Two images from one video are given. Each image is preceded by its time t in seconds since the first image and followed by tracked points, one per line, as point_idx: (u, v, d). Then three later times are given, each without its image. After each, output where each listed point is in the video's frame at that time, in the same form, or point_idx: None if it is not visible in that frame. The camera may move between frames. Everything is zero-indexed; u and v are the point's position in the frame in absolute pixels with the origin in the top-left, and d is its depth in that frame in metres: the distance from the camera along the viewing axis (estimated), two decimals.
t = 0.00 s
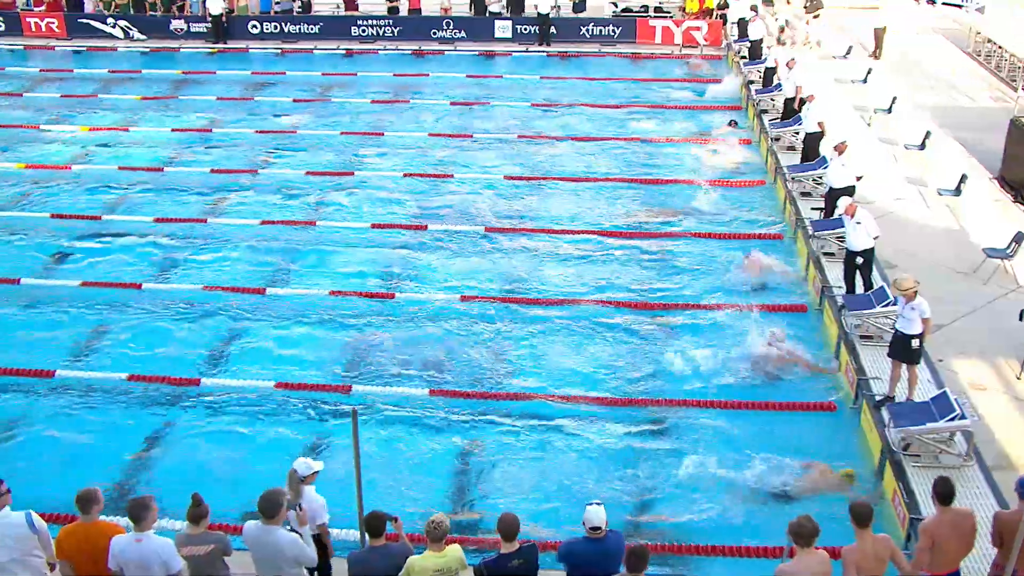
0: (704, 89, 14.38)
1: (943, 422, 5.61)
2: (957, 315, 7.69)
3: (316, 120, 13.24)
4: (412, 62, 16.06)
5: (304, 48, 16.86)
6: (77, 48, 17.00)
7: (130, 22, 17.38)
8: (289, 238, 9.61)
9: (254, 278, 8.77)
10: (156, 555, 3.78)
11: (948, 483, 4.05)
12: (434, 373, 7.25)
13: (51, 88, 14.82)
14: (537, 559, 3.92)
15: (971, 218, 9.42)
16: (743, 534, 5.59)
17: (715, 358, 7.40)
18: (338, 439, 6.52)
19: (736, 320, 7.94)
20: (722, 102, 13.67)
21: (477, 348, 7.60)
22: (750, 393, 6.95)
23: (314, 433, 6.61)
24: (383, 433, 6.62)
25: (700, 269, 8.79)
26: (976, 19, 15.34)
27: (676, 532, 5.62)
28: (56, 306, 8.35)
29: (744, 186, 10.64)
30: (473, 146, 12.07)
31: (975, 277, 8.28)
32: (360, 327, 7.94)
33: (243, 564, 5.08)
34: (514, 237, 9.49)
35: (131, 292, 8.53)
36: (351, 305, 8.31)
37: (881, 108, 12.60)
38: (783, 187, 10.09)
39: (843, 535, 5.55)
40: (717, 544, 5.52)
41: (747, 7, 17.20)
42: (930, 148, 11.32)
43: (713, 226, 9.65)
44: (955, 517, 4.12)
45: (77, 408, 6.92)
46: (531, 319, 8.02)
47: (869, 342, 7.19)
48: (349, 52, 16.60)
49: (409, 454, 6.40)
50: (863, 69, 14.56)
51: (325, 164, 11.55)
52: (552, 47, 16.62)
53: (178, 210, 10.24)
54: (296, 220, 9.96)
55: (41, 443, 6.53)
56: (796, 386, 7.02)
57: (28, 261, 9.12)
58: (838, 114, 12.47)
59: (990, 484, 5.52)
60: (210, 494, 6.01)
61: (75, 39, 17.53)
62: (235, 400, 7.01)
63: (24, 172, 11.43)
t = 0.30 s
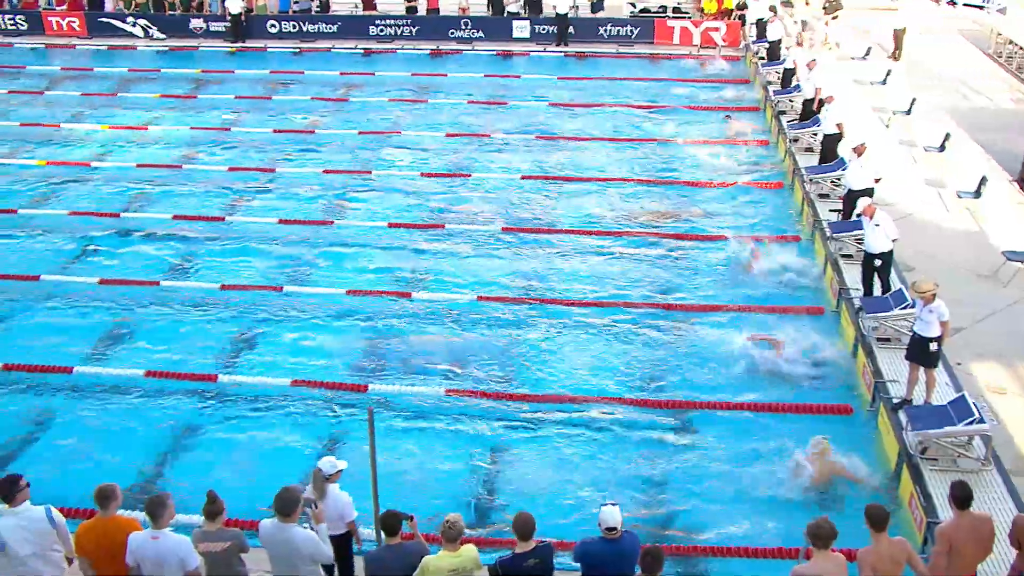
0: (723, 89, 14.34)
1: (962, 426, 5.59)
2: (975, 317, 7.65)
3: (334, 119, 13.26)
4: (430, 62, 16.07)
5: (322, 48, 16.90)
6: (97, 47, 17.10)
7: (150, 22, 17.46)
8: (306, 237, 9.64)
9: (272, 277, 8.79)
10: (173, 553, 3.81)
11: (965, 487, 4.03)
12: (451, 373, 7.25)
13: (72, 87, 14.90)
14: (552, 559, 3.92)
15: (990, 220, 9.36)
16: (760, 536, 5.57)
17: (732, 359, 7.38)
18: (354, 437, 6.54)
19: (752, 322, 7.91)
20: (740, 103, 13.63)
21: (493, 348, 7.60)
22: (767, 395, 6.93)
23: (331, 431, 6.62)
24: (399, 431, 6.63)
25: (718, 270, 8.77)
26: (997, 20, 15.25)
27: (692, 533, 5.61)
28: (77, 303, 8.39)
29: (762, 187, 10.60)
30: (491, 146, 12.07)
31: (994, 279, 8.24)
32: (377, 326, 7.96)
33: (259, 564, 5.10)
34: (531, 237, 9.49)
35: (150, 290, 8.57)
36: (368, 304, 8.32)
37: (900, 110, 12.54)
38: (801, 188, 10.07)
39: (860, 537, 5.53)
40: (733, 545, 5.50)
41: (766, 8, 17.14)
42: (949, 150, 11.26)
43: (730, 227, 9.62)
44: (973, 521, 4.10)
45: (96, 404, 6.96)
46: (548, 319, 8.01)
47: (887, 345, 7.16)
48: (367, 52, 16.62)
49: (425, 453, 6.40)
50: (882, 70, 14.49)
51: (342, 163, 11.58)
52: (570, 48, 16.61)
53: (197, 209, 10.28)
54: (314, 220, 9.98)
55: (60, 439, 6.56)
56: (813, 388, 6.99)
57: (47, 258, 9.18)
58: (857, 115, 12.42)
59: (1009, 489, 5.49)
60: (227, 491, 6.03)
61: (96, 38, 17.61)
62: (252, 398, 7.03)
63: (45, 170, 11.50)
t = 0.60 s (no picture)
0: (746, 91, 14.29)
1: (986, 432, 5.55)
2: (1000, 322, 7.60)
3: (357, 118, 13.30)
4: (453, 62, 16.10)
5: (346, 47, 16.95)
6: (123, 45, 17.23)
7: (175, 21, 17.56)
8: (329, 236, 9.67)
9: (294, 275, 8.83)
10: (194, 549, 3.83)
11: (989, 493, 4.00)
12: (472, 372, 7.26)
13: (98, 85, 15.01)
14: (572, 560, 3.91)
15: (1016, 224, 9.29)
16: (780, 539, 5.55)
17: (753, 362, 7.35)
18: (375, 435, 6.56)
19: (774, 324, 7.88)
20: (764, 105, 13.58)
21: (514, 347, 7.60)
22: (788, 398, 6.90)
23: (353, 429, 6.65)
24: (419, 430, 6.64)
25: (740, 271, 8.75)
26: None
27: (712, 535, 5.60)
28: (101, 299, 8.46)
29: (785, 189, 10.56)
30: (513, 146, 12.07)
31: (1019, 284, 8.18)
32: (398, 325, 7.98)
33: (279, 561, 5.12)
34: (553, 237, 9.49)
35: (173, 287, 8.63)
36: (389, 302, 8.35)
37: (925, 112, 12.46)
38: (824, 191, 10.03)
39: (881, 542, 5.50)
40: (753, 548, 5.48)
41: (790, 9, 17.05)
42: (974, 152, 11.18)
43: (753, 229, 9.58)
44: (997, 528, 4.06)
45: (119, 400, 7.01)
46: (569, 319, 8.01)
47: (909, 348, 7.12)
48: (390, 52, 16.67)
49: (445, 452, 6.41)
50: (907, 72, 14.40)
51: (365, 162, 11.61)
52: (593, 48, 16.60)
53: (220, 207, 10.34)
54: (336, 218, 10.01)
55: (84, 434, 6.62)
56: (835, 391, 6.96)
57: (73, 255, 9.25)
58: (881, 117, 12.35)
59: None
60: (247, 488, 6.06)
61: (122, 37, 17.75)
62: (274, 395, 7.07)
63: (70, 167, 11.59)
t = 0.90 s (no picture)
0: (770, 92, 14.23)
1: (1011, 438, 5.52)
2: None
3: (380, 117, 13.33)
4: (476, 61, 16.11)
5: (370, 46, 17.00)
6: (149, 43, 17.36)
7: (200, 19, 17.65)
8: (352, 233, 9.71)
9: (317, 273, 8.85)
10: (217, 545, 3.84)
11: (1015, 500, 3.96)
12: (493, 372, 7.27)
13: (124, 82, 15.12)
14: (593, 561, 3.90)
15: None
16: (802, 542, 5.52)
17: (776, 364, 7.33)
18: (396, 433, 6.57)
19: (797, 327, 7.85)
20: (788, 106, 13.51)
21: (535, 347, 7.60)
22: (811, 400, 6.87)
23: (375, 427, 6.67)
24: (441, 428, 6.65)
25: (762, 273, 8.71)
26: None
27: (732, 537, 5.58)
28: (125, 295, 8.52)
29: (810, 191, 10.51)
30: (536, 146, 12.07)
31: None
32: (420, 324, 7.99)
33: (301, 558, 5.15)
34: (576, 237, 9.48)
35: (197, 284, 8.67)
36: (411, 301, 8.37)
37: (951, 115, 12.38)
38: (848, 193, 9.98)
39: (904, 546, 5.47)
40: (774, 550, 5.46)
41: (815, 10, 16.97)
42: (1001, 156, 11.09)
43: (776, 231, 9.54)
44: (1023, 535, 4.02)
45: (142, 395, 7.05)
46: (591, 320, 8.00)
47: (934, 352, 7.08)
48: (414, 51, 16.70)
49: (466, 451, 6.41)
50: (933, 74, 14.31)
51: (388, 161, 11.64)
52: (617, 49, 16.57)
53: (244, 204, 10.39)
54: (359, 217, 10.04)
55: (107, 429, 6.67)
56: (857, 394, 6.92)
57: (98, 251, 9.32)
58: (906, 119, 12.28)
59: None
60: (268, 485, 6.09)
61: (148, 35, 17.87)
62: (296, 392, 7.10)
63: (96, 164, 11.67)
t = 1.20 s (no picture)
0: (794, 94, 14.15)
1: None
2: None
3: (402, 116, 13.36)
4: (498, 61, 16.13)
5: (393, 46, 17.03)
6: (173, 42, 17.46)
7: (224, 18, 17.73)
8: (374, 232, 9.73)
9: (338, 272, 8.88)
10: (237, 542, 3.86)
11: None
12: (513, 372, 7.27)
13: (148, 81, 15.21)
14: (612, 561, 3.89)
15: None
16: (822, 545, 5.50)
17: (797, 367, 7.29)
18: (416, 432, 6.58)
19: (818, 329, 7.81)
20: (811, 108, 13.45)
21: (555, 348, 7.60)
22: (831, 404, 6.83)
23: (394, 425, 6.69)
24: (461, 427, 6.66)
25: (784, 275, 8.67)
26: None
27: (751, 539, 5.56)
28: (147, 293, 8.56)
29: (833, 194, 10.45)
30: (557, 147, 12.06)
31: None
32: (440, 323, 8.00)
33: (319, 555, 5.17)
34: (597, 238, 9.47)
35: (218, 282, 8.71)
36: (432, 300, 8.38)
37: (976, 117, 12.29)
38: (871, 196, 9.93)
39: (925, 551, 5.43)
40: (794, 553, 5.44)
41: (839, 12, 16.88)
42: None
43: (799, 233, 9.49)
44: None
45: (164, 392, 7.09)
46: (611, 321, 7.99)
47: (956, 356, 7.04)
48: (436, 51, 16.73)
49: (485, 450, 6.42)
50: (958, 76, 14.20)
51: (410, 160, 11.66)
52: (639, 50, 16.54)
53: (266, 203, 10.43)
54: (380, 216, 10.06)
55: (128, 425, 6.70)
56: (880, 397, 6.88)
57: (121, 248, 9.38)
58: (931, 122, 12.19)
59: None
60: (288, 482, 6.11)
61: (173, 34, 17.97)
62: (316, 390, 7.12)
63: (120, 162, 11.75)
